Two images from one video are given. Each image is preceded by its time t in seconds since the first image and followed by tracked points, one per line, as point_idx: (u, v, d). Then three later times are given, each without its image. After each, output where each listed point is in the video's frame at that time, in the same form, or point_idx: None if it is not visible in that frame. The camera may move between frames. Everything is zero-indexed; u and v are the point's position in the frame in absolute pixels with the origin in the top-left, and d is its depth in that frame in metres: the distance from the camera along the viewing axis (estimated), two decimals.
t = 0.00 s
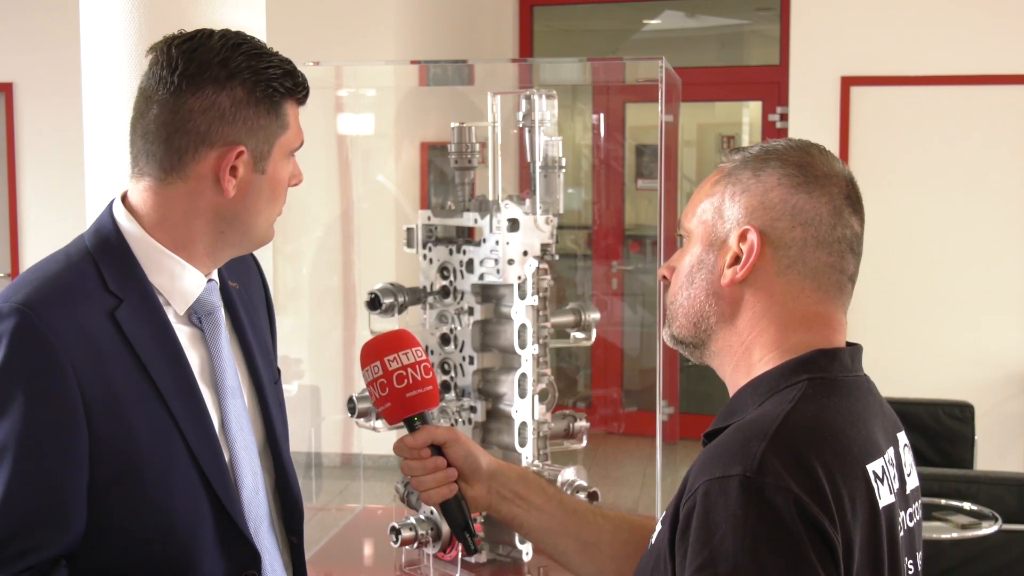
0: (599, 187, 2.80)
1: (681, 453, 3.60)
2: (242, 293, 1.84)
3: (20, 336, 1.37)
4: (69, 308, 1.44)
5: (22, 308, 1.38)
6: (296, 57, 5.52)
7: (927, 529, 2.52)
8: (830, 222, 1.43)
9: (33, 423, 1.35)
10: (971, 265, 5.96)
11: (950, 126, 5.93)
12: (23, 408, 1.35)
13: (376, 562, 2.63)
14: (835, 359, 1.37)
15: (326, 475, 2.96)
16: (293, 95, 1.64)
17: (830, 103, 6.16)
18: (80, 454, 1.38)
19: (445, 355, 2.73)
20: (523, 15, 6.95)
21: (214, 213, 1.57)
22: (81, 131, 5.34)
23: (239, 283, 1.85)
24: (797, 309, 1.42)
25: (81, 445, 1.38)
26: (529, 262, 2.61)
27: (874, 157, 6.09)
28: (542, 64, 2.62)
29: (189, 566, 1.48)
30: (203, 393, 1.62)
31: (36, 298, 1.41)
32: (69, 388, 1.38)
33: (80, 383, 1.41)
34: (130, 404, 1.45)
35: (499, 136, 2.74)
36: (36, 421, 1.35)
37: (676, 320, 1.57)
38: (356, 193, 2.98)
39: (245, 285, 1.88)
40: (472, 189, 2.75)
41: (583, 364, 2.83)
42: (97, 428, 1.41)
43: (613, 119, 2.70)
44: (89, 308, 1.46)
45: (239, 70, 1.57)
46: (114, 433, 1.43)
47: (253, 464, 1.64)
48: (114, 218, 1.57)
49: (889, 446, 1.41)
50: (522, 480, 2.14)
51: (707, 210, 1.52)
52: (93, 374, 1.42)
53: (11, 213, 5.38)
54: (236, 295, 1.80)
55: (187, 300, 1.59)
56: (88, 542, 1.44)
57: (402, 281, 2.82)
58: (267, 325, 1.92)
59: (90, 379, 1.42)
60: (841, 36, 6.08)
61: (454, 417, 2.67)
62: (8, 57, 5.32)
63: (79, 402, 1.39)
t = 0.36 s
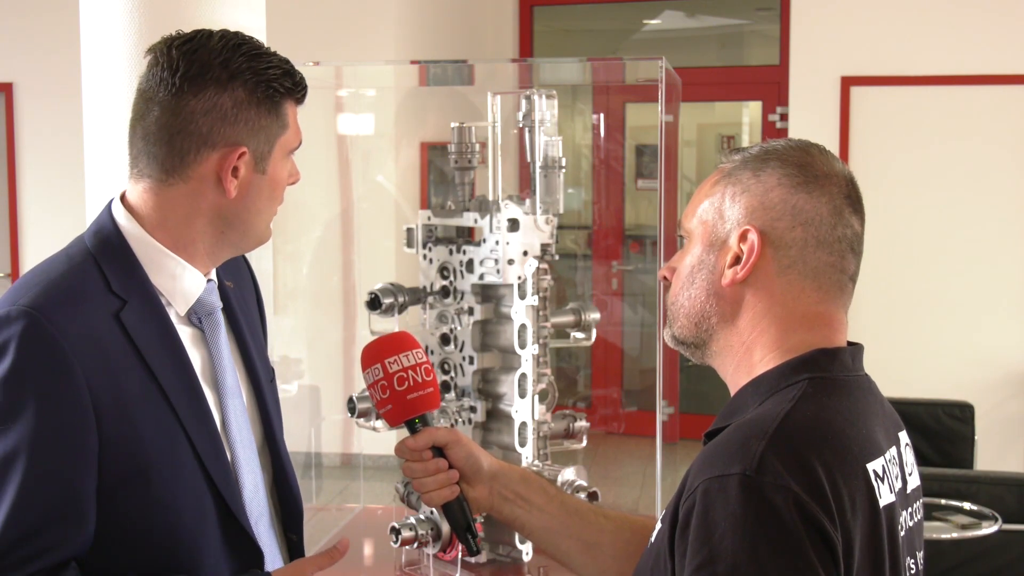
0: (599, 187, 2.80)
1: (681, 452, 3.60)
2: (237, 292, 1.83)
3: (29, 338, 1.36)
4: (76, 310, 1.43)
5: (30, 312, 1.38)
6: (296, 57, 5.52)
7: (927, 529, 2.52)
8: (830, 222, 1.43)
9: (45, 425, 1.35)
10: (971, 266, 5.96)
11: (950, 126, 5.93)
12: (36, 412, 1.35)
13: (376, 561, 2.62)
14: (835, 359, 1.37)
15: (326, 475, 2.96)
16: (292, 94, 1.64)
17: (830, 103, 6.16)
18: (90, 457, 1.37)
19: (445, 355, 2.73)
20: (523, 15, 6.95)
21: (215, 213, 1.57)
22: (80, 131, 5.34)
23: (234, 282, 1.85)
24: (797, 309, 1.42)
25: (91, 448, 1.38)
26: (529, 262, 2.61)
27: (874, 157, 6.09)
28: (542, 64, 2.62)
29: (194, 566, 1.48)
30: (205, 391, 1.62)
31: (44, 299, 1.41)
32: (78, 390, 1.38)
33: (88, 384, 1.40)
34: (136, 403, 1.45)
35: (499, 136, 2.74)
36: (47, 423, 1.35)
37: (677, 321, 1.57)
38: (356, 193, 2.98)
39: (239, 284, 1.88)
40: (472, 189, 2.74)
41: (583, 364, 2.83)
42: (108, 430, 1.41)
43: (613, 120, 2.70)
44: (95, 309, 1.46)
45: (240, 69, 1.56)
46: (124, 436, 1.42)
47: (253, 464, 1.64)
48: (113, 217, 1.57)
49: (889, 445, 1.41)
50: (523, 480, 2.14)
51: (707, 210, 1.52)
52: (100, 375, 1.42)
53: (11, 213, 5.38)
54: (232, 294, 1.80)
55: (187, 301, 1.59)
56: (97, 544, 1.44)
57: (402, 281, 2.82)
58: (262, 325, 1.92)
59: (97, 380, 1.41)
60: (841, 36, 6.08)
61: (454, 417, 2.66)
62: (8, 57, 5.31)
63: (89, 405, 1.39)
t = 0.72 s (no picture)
0: (600, 187, 2.79)
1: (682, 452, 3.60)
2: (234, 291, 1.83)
3: (27, 339, 1.36)
4: (72, 310, 1.43)
5: (26, 313, 1.37)
6: (295, 56, 5.52)
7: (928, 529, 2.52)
8: (834, 223, 1.43)
9: (44, 428, 1.34)
10: (970, 266, 5.96)
11: (949, 126, 5.93)
12: (32, 413, 1.35)
13: (376, 561, 2.62)
14: (839, 359, 1.37)
15: (326, 475, 2.96)
16: (247, 75, 1.58)
17: (830, 103, 6.16)
18: (92, 456, 1.37)
19: (445, 355, 2.73)
20: (523, 14, 6.95)
21: (157, 194, 1.56)
22: (80, 130, 5.33)
23: (232, 282, 1.85)
24: (800, 309, 1.42)
25: (93, 450, 1.38)
26: (529, 262, 2.60)
27: (873, 157, 6.09)
28: (543, 64, 2.63)
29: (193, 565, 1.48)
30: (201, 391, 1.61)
31: (41, 300, 1.40)
32: (78, 390, 1.37)
33: (86, 384, 1.40)
34: (135, 403, 1.45)
35: (499, 136, 2.74)
36: (46, 424, 1.35)
37: (680, 320, 1.56)
38: (356, 193, 2.97)
39: (237, 285, 1.88)
40: (472, 190, 2.75)
41: (583, 364, 2.83)
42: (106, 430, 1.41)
43: (613, 120, 2.69)
44: (91, 309, 1.45)
45: (187, 51, 1.57)
46: (125, 436, 1.42)
47: (251, 463, 1.64)
48: (108, 219, 1.57)
49: (891, 445, 1.40)
50: (524, 479, 2.14)
51: (710, 210, 1.52)
52: (98, 374, 1.42)
53: (11, 213, 5.37)
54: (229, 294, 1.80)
55: (182, 302, 1.59)
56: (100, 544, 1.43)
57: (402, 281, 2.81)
58: (260, 324, 1.92)
59: (95, 379, 1.41)
60: (841, 36, 6.08)
61: (454, 417, 2.66)
62: (8, 56, 5.31)
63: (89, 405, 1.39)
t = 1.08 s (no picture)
0: (599, 187, 2.79)
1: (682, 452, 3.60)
2: (244, 295, 1.83)
3: (9, 335, 1.37)
4: (57, 307, 1.43)
5: (9, 306, 1.38)
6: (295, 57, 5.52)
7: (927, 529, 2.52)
8: (834, 223, 1.43)
9: (27, 423, 1.35)
10: (970, 265, 5.96)
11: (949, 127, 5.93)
12: (9, 408, 1.35)
13: (376, 561, 2.63)
14: (839, 359, 1.37)
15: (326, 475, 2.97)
16: (242, 80, 1.57)
17: (830, 104, 6.16)
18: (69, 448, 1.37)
19: (445, 355, 2.73)
20: (523, 14, 6.95)
21: (153, 199, 1.56)
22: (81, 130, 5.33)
23: (242, 285, 1.84)
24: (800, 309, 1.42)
25: (71, 441, 1.37)
26: (529, 262, 2.60)
27: (873, 157, 6.09)
28: (542, 64, 2.62)
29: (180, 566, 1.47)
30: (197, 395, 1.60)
31: (24, 295, 1.41)
32: (57, 384, 1.37)
33: (69, 379, 1.40)
34: (123, 402, 1.44)
35: (499, 136, 2.74)
36: (24, 415, 1.35)
37: (680, 320, 1.56)
38: (356, 193, 2.98)
39: (250, 288, 1.87)
40: (472, 189, 2.74)
41: (583, 364, 2.82)
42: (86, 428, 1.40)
43: (613, 120, 2.69)
44: (77, 307, 1.45)
45: (181, 55, 1.56)
46: (104, 428, 1.42)
47: (250, 465, 1.63)
48: (109, 223, 1.58)
49: (891, 446, 1.40)
50: (523, 480, 2.13)
51: (710, 210, 1.52)
52: (84, 374, 1.42)
53: (11, 213, 5.37)
54: (236, 297, 1.79)
55: (177, 298, 1.58)
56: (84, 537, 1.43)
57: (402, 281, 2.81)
58: (273, 328, 1.91)
59: (81, 378, 1.41)
60: (841, 36, 6.08)
61: (454, 417, 2.66)
62: (8, 56, 5.31)
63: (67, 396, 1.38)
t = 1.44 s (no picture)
0: (600, 187, 2.79)
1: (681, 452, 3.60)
2: (266, 300, 1.75)
3: None
4: (46, 305, 1.43)
5: None
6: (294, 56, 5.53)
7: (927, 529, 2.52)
8: (833, 223, 1.43)
9: None
10: (970, 265, 5.96)
11: (949, 126, 5.93)
12: None
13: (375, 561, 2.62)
14: (838, 356, 1.38)
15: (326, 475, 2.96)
16: (223, 72, 1.55)
17: (830, 103, 6.16)
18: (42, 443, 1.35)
19: (445, 355, 2.73)
20: (523, 14, 6.96)
21: (146, 198, 1.56)
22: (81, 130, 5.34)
23: (265, 291, 1.76)
24: (800, 309, 1.42)
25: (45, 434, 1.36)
26: (529, 262, 2.60)
27: (873, 157, 6.09)
28: (542, 64, 2.63)
29: (162, 565, 1.44)
30: (195, 394, 1.57)
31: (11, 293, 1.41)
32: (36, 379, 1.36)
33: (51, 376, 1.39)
34: (104, 398, 1.43)
35: (499, 136, 2.74)
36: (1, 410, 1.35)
37: (679, 321, 1.56)
38: (356, 194, 2.98)
39: (275, 289, 1.79)
40: (472, 189, 2.73)
41: (583, 364, 2.83)
42: (62, 425, 1.39)
43: (613, 120, 2.70)
44: (69, 305, 1.45)
45: (163, 52, 1.56)
46: (84, 422, 1.40)
47: (251, 464, 1.58)
48: (117, 227, 1.58)
49: (891, 443, 1.40)
50: (525, 483, 2.11)
51: (708, 211, 1.52)
52: (67, 370, 1.41)
53: (11, 213, 5.37)
54: (254, 301, 1.72)
55: (178, 297, 1.56)
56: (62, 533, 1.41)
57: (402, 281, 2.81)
58: (305, 336, 1.82)
59: (63, 375, 1.40)
60: (841, 36, 6.08)
61: (454, 417, 2.66)
62: (8, 56, 5.32)
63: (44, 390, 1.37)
